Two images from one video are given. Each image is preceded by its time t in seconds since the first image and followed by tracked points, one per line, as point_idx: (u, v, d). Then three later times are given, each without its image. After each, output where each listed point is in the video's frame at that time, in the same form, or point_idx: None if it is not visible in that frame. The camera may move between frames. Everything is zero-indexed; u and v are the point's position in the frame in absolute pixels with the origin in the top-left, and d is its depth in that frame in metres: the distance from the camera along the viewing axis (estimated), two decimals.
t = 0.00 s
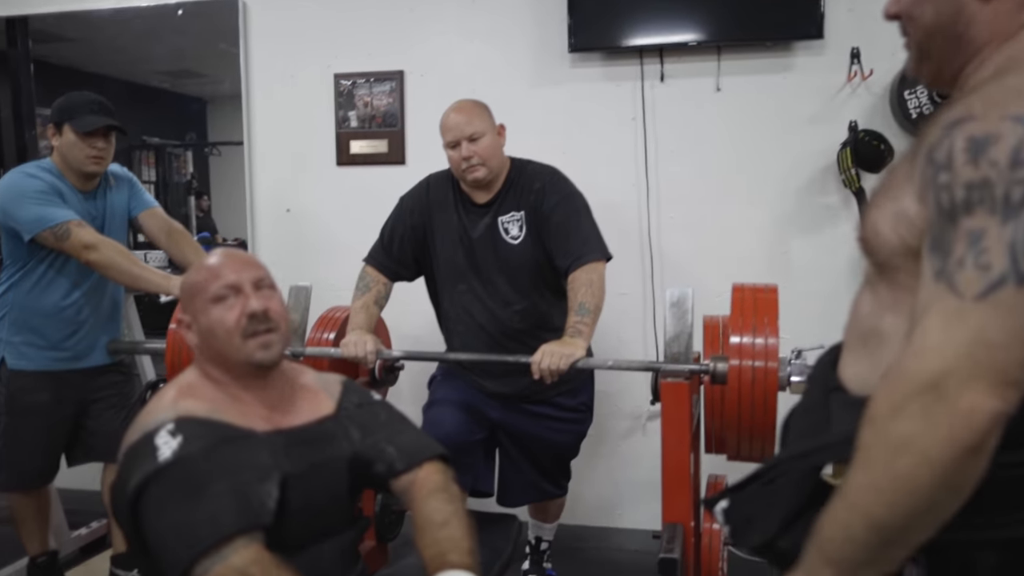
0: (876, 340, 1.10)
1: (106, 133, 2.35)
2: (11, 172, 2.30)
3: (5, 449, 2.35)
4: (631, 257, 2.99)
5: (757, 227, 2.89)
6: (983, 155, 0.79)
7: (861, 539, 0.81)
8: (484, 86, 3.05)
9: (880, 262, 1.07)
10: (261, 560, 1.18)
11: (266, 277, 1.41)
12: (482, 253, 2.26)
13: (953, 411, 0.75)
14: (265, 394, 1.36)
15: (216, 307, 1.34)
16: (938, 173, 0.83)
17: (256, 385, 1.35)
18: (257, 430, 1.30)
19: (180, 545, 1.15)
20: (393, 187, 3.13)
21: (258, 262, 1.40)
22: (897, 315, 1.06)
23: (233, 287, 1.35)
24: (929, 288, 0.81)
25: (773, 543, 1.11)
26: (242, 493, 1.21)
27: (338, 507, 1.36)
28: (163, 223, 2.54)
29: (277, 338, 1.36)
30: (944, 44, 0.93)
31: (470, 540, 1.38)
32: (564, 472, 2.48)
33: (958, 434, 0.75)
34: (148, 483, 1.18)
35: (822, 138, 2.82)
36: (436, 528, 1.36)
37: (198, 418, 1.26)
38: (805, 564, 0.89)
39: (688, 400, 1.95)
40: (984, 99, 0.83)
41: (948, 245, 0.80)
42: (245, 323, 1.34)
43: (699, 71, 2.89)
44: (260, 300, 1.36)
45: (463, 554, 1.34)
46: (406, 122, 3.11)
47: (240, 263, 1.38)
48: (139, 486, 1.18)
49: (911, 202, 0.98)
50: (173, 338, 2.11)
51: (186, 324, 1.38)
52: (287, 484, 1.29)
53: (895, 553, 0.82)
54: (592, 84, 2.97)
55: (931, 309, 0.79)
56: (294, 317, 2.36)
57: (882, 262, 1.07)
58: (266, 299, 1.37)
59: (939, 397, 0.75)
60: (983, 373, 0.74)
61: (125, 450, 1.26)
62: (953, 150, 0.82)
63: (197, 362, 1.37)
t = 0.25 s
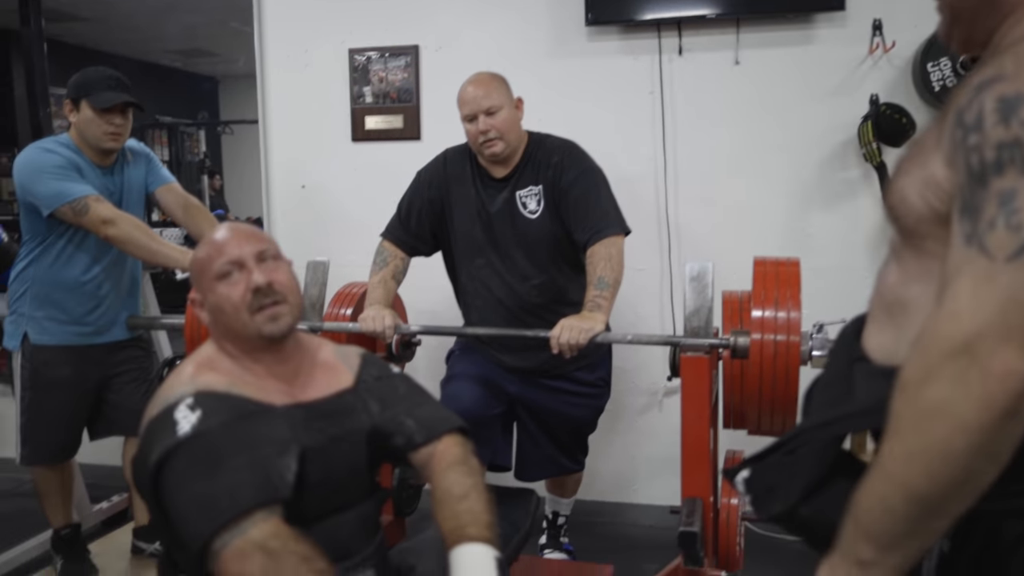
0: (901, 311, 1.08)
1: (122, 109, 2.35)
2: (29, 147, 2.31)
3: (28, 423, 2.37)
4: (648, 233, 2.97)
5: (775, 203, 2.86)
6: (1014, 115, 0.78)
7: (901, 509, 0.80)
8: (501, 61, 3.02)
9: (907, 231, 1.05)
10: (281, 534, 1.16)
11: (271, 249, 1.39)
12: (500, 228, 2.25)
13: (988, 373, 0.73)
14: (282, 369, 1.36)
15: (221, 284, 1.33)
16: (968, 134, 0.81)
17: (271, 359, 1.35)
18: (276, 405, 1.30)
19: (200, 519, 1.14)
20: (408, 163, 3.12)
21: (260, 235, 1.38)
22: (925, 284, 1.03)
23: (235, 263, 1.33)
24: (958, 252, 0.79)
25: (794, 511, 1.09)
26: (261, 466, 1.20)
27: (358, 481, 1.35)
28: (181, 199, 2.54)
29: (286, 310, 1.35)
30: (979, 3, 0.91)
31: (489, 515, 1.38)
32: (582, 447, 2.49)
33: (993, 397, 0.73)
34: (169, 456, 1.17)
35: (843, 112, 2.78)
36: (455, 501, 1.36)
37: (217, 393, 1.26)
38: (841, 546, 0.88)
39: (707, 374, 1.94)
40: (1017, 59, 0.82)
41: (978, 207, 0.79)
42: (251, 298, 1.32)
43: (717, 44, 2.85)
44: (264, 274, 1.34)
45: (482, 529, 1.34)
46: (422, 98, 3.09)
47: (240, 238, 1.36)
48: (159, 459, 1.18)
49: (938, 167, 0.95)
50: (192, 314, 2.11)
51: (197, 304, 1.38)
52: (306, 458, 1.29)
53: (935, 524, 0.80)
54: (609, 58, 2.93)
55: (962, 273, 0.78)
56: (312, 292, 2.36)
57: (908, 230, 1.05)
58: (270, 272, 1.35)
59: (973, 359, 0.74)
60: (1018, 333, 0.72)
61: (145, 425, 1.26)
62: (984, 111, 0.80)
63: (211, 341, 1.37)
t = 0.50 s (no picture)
0: (939, 275, 1.05)
1: (145, 79, 2.35)
2: (54, 118, 2.31)
3: (57, 390, 2.41)
4: (672, 204, 2.94)
5: (802, 172, 2.81)
6: None
7: (938, 468, 0.79)
8: (523, 29, 2.98)
9: (948, 191, 1.02)
10: (309, 496, 1.15)
11: (297, 216, 1.38)
12: (524, 196, 2.24)
13: None
14: (309, 333, 1.35)
15: (248, 250, 1.32)
16: (1013, 87, 0.81)
17: (298, 325, 1.35)
18: (302, 368, 1.31)
19: (227, 481, 1.14)
20: (430, 133, 3.10)
21: (286, 202, 1.37)
22: (965, 246, 1.01)
23: (262, 229, 1.33)
24: (1003, 207, 0.77)
25: (834, 480, 1.07)
26: (287, 429, 1.19)
27: (384, 445, 1.35)
28: (204, 168, 2.54)
29: (313, 277, 1.34)
30: None
31: (518, 478, 1.35)
32: (604, 418, 2.50)
33: None
34: (197, 420, 1.18)
35: (872, 79, 2.72)
36: (483, 464, 1.34)
37: (243, 357, 1.26)
38: (877, 508, 0.88)
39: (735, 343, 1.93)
40: None
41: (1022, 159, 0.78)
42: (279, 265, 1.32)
43: (744, 10, 2.79)
44: (292, 240, 1.34)
45: (509, 491, 1.31)
46: (444, 67, 3.06)
47: (267, 204, 1.35)
48: (187, 424, 1.18)
49: (980, 123, 0.93)
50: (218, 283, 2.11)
51: (222, 271, 1.37)
52: (332, 421, 1.28)
53: (975, 484, 0.79)
54: (633, 26, 2.88)
55: (1006, 228, 0.75)
56: (337, 262, 2.35)
57: (950, 190, 1.02)
58: (298, 239, 1.35)
59: (1015, 315, 0.72)
60: None
61: (174, 390, 1.27)
62: None
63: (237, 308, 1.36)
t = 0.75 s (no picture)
0: (995, 235, 1.02)
1: (181, 47, 2.35)
2: (92, 88, 2.33)
3: (99, 357, 2.45)
4: (708, 173, 2.89)
5: (842, 139, 2.75)
6: None
7: (982, 424, 0.80)
8: None
9: (1006, 148, 0.99)
10: (349, 450, 1.14)
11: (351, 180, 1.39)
12: (559, 163, 2.21)
13: None
14: (350, 296, 1.36)
15: (309, 208, 1.32)
16: None
17: (343, 287, 1.35)
18: (339, 327, 1.30)
19: (267, 436, 1.14)
20: (463, 102, 3.07)
21: (343, 165, 1.38)
22: (1022, 202, 0.98)
23: (322, 187, 1.33)
24: None
25: (886, 449, 1.07)
26: (326, 384, 1.19)
27: (422, 404, 1.36)
28: (240, 138, 2.55)
29: (367, 241, 1.36)
30: None
31: (557, 436, 1.34)
32: (638, 387, 2.49)
33: None
34: (235, 377, 1.19)
35: (919, 41, 2.63)
36: (522, 422, 1.34)
37: (281, 316, 1.26)
38: (918, 461, 0.90)
39: (773, 312, 1.90)
40: None
41: None
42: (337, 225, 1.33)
43: None
44: (350, 201, 1.35)
45: (549, 447, 1.30)
46: (476, 34, 3.02)
47: (323, 165, 1.36)
48: (226, 380, 1.20)
49: None
50: (255, 247, 2.12)
51: (270, 227, 1.36)
52: (371, 377, 1.28)
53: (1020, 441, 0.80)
54: None
55: None
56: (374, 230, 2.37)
57: (1008, 147, 0.99)
58: (354, 201, 1.36)
59: None
60: None
61: (213, 352, 1.29)
62: None
63: (284, 266, 1.35)
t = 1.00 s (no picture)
0: None
1: (220, 18, 2.35)
2: (135, 60, 2.36)
3: (143, 326, 2.50)
4: (749, 146, 2.84)
5: (890, 110, 2.66)
6: None
7: None
8: None
9: None
10: (394, 408, 1.11)
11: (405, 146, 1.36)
12: (599, 134, 2.19)
13: None
14: (393, 261, 1.35)
15: (364, 171, 1.29)
16: None
17: (388, 252, 1.34)
18: (381, 289, 1.28)
19: (313, 394, 1.12)
20: (501, 73, 3.05)
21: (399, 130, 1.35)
22: None
23: (378, 152, 1.31)
24: None
25: (940, 424, 1.06)
26: (370, 343, 1.16)
27: (463, 369, 1.33)
28: (279, 109, 2.56)
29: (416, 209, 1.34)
30: None
31: (602, 397, 1.31)
32: (674, 361, 2.48)
33: None
34: (281, 338, 1.18)
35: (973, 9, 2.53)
36: (565, 384, 1.31)
37: (324, 279, 1.25)
38: (976, 439, 0.98)
39: (816, 287, 1.87)
40: None
41: None
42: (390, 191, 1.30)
43: None
44: (405, 168, 1.32)
45: (594, 409, 1.28)
46: (515, 4, 2.98)
47: (380, 130, 1.33)
48: (273, 341, 1.19)
49: None
50: (295, 219, 2.14)
51: (320, 187, 1.33)
52: (414, 338, 1.26)
53: None
54: None
55: None
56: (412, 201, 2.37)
57: None
58: (408, 168, 1.34)
59: None
60: None
61: (260, 316, 1.28)
62: None
63: (332, 227, 1.34)
